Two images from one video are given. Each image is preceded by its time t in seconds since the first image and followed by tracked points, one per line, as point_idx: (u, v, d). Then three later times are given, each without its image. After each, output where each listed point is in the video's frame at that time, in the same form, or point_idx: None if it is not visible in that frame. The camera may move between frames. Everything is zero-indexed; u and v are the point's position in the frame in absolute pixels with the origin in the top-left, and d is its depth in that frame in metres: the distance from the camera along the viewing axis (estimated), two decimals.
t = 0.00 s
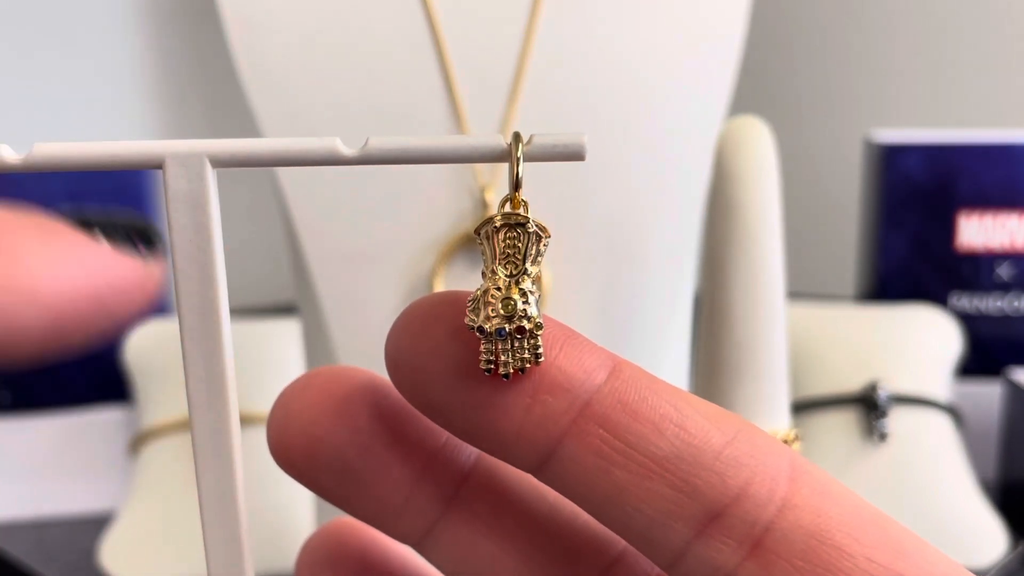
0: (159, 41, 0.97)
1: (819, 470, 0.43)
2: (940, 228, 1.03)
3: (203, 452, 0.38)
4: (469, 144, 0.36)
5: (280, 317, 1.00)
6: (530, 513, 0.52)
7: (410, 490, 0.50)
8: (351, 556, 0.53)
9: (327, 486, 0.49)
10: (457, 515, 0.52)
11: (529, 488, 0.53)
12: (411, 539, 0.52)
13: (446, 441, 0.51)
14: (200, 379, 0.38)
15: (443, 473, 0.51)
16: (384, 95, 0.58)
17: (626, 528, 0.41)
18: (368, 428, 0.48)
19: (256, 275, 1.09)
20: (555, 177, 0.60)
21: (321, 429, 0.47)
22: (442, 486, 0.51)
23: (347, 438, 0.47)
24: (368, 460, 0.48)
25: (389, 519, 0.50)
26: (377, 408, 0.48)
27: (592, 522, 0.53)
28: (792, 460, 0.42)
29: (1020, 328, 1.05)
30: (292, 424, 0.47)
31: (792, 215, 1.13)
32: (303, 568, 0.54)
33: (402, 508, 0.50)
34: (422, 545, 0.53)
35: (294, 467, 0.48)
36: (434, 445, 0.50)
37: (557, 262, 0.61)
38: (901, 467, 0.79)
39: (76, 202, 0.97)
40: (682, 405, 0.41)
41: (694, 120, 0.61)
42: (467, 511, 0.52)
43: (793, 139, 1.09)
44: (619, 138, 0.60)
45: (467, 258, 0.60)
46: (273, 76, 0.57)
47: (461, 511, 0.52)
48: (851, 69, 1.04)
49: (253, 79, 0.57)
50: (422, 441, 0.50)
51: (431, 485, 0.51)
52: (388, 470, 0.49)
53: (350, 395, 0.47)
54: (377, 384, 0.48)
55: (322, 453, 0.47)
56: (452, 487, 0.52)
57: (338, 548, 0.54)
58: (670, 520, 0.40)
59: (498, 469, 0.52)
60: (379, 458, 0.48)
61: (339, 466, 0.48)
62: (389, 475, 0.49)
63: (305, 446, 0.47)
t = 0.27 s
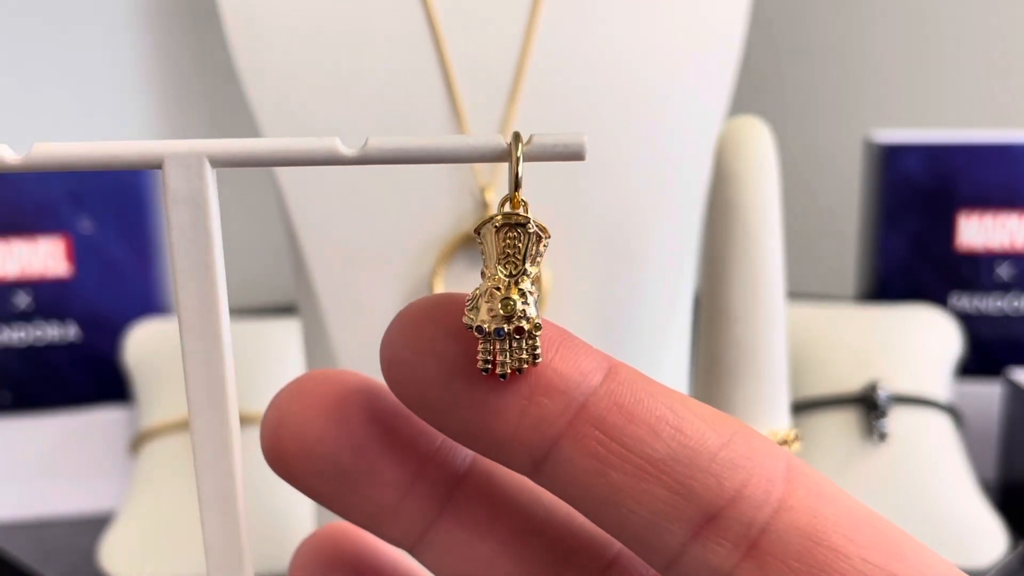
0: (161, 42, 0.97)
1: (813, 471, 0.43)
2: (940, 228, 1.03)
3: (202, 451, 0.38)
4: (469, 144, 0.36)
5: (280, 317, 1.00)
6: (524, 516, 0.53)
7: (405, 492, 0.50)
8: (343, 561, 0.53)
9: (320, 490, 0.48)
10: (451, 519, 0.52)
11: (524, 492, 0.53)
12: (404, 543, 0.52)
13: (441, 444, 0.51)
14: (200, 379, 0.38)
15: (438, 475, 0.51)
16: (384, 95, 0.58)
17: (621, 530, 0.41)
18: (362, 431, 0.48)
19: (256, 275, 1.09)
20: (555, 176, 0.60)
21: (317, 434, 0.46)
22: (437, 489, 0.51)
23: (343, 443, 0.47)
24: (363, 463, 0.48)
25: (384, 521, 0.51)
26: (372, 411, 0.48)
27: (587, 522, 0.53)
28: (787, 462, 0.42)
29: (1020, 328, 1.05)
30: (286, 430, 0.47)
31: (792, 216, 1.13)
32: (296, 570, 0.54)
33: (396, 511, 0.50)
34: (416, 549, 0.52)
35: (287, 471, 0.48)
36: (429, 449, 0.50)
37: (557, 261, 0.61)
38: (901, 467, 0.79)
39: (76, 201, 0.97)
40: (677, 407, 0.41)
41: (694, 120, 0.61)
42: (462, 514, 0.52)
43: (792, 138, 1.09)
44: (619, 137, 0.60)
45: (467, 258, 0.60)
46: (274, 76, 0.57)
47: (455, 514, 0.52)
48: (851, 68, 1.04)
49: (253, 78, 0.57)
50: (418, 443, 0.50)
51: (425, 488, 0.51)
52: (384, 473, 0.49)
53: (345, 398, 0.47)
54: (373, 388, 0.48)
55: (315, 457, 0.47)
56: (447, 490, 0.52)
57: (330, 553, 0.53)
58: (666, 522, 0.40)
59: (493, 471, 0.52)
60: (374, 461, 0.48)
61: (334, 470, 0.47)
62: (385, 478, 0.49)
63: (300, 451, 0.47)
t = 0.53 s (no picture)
0: (162, 42, 0.97)
1: (802, 473, 0.43)
2: (940, 228, 1.03)
3: (202, 452, 0.39)
4: (468, 144, 0.36)
5: (280, 317, 1.00)
6: (514, 519, 0.53)
7: (395, 496, 0.50)
8: (335, 564, 0.54)
9: (310, 496, 0.48)
10: (442, 523, 0.52)
11: (515, 496, 0.53)
12: (396, 549, 0.52)
13: (431, 449, 0.51)
14: (200, 380, 0.38)
15: (429, 479, 0.51)
16: (384, 94, 0.58)
17: (611, 533, 0.41)
18: (353, 435, 0.48)
19: (256, 275, 1.09)
20: (555, 176, 0.60)
21: (307, 440, 0.46)
22: (428, 493, 0.51)
23: (333, 448, 0.47)
24: (354, 467, 0.48)
25: (374, 526, 0.51)
26: (362, 415, 0.48)
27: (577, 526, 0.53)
28: (776, 465, 0.42)
29: (1020, 328, 1.05)
30: (275, 437, 0.46)
31: (792, 216, 1.13)
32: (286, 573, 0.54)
33: (387, 515, 0.50)
34: (407, 553, 0.52)
35: (277, 478, 0.47)
36: (420, 454, 0.51)
37: (557, 261, 0.61)
38: (901, 467, 0.79)
39: (76, 201, 0.97)
40: (666, 411, 0.41)
41: (694, 121, 0.61)
42: (454, 516, 0.52)
43: (792, 139, 1.09)
44: (619, 137, 0.60)
45: (467, 258, 0.60)
46: (274, 76, 0.57)
47: (447, 517, 0.52)
48: (851, 68, 1.04)
49: (253, 78, 0.57)
50: (408, 447, 0.50)
51: (417, 492, 0.51)
52: (374, 477, 0.49)
53: (335, 403, 0.47)
54: (363, 393, 0.48)
55: (306, 463, 0.47)
56: (438, 493, 0.52)
57: (323, 558, 0.53)
58: (656, 525, 0.40)
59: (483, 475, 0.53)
60: (365, 465, 0.48)
61: (324, 475, 0.47)
62: (375, 483, 0.49)
63: (289, 458, 0.47)
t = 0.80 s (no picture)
0: (161, 43, 0.97)
1: (799, 468, 0.43)
2: (939, 228, 1.03)
3: (202, 453, 0.39)
4: (468, 143, 0.36)
5: (280, 317, 1.00)
6: (512, 513, 0.52)
7: (395, 490, 0.50)
8: (334, 559, 0.54)
9: (310, 489, 0.48)
10: (441, 518, 0.52)
11: (515, 489, 0.53)
12: (396, 542, 0.52)
13: (431, 443, 0.51)
14: (200, 379, 0.38)
15: (428, 474, 0.51)
16: (384, 95, 0.58)
17: (609, 527, 0.41)
18: (353, 428, 0.48)
19: (255, 275, 1.09)
20: (555, 176, 0.60)
21: (308, 433, 0.47)
22: (427, 488, 0.51)
23: (332, 442, 0.47)
24: (354, 460, 0.48)
25: (374, 520, 0.51)
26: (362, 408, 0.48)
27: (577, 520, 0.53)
28: (774, 460, 0.42)
29: (1020, 328, 1.05)
30: (277, 430, 0.47)
31: (792, 216, 1.13)
32: (286, 568, 0.54)
33: (386, 509, 0.50)
34: (407, 547, 0.52)
35: (278, 471, 0.48)
36: (419, 448, 0.51)
37: (557, 261, 0.61)
38: (901, 467, 0.79)
39: (76, 201, 0.97)
40: (664, 405, 0.41)
41: (694, 121, 0.61)
42: (452, 512, 0.52)
43: (792, 138, 1.09)
44: (619, 137, 0.60)
45: (467, 258, 0.60)
46: (273, 76, 0.57)
47: (445, 512, 0.52)
48: (851, 68, 1.04)
49: (252, 78, 0.57)
50: (408, 442, 0.50)
51: (416, 486, 0.51)
52: (373, 471, 0.49)
53: (336, 396, 0.47)
54: (363, 386, 0.48)
55: (306, 456, 0.47)
56: (437, 488, 0.52)
57: (322, 554, 0.54)
58: (653, 518, 0.40)
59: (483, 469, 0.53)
60: (365, 459, 0.49)
61: (324, 468, 0.48)
62: (374, 477, 0.49)
63: (290, 451, 0.47)
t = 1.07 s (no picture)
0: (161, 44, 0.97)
1: (799, 468, 0.43)
2: (939, 228, 1.03)
3: (202, 452, 0.39)
4: (468, 143, 0.36)
5: (280, 317, 1.00)
6: (512, 512, 0.52)
7: (396, 490, 0.50)
8: (335, 560, 0.54)
9: (311, 488, 0.49)
10: (441, 517, 0.52)
11: (516, 488, 0.53)
12: (398, 540, 0.52)
13: (432, 442, 0.51)
14: (201, 380, 0.38)
15: (429, 474, 0.51)
16: (384, 94, 0.58)
17: (609, 527, 0.41)
18: (354, 428, 0.48)
19: (255, 275, 1.09)
20: (555, 176, 0.60)
21: (308, 432, 0.47)
22: (428, 488, 0.51)
23: (333, 441, 0.47)
24: (355, 460, 0.48)
25: (376, 520, 0.51)
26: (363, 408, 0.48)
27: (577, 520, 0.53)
28: (773, 460, 0.42)
29: (1020, 328, 1.05)
30: (278, 429, 0.47)
31: (792, 216, 1.13)
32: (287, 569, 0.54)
33: (388, 509, 0.50)
34: (408, 546, 0.53)
35: (279, 471, 0.48)
36: (420, 447, 0.51)
37: (557, 261, 0.61)
38: (900, 467, 0.79)
39: (76, 201, 0.97)
40: (664, 405, 0.41)
41: (694, 121, 0.61)
42: (452, 511, 0.52)
43: (792, 138, 1.09)
44: (619, 137, 0.60)
45: (467, 258, 0.60)
46: (274, 76, 0.57)
47: (446, 511, 0.52)
48: (851, 68, 1.04)
49: (252, 78, 0.57)
50: (409, 441, 0.50)
51: (416, 486, 0.51)
52: (373, 471, 0.49)
53: (336, 395, 0.47)
54: (363, 386, 0.48)
55: (307, 455, 0.47)
56: (437, 487, 0.52)
57: (323, 555, 0.54)
58: (653, 518, 0.40)
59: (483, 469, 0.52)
60: (366, 458, 0.49)
61: (324, 468, 0.48)
62: (375, 476, 0.49)
63: (291, 451, 0.47)
